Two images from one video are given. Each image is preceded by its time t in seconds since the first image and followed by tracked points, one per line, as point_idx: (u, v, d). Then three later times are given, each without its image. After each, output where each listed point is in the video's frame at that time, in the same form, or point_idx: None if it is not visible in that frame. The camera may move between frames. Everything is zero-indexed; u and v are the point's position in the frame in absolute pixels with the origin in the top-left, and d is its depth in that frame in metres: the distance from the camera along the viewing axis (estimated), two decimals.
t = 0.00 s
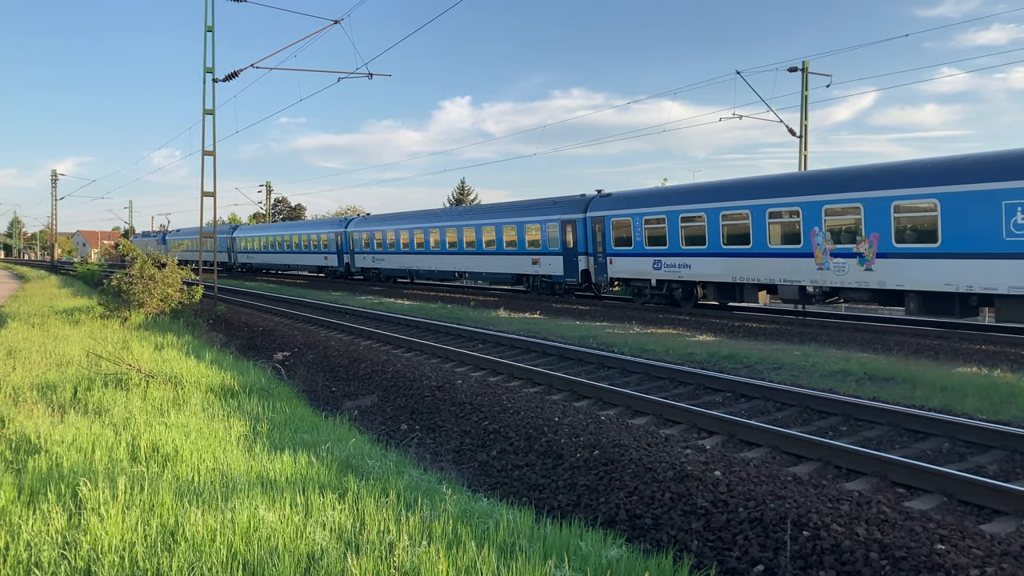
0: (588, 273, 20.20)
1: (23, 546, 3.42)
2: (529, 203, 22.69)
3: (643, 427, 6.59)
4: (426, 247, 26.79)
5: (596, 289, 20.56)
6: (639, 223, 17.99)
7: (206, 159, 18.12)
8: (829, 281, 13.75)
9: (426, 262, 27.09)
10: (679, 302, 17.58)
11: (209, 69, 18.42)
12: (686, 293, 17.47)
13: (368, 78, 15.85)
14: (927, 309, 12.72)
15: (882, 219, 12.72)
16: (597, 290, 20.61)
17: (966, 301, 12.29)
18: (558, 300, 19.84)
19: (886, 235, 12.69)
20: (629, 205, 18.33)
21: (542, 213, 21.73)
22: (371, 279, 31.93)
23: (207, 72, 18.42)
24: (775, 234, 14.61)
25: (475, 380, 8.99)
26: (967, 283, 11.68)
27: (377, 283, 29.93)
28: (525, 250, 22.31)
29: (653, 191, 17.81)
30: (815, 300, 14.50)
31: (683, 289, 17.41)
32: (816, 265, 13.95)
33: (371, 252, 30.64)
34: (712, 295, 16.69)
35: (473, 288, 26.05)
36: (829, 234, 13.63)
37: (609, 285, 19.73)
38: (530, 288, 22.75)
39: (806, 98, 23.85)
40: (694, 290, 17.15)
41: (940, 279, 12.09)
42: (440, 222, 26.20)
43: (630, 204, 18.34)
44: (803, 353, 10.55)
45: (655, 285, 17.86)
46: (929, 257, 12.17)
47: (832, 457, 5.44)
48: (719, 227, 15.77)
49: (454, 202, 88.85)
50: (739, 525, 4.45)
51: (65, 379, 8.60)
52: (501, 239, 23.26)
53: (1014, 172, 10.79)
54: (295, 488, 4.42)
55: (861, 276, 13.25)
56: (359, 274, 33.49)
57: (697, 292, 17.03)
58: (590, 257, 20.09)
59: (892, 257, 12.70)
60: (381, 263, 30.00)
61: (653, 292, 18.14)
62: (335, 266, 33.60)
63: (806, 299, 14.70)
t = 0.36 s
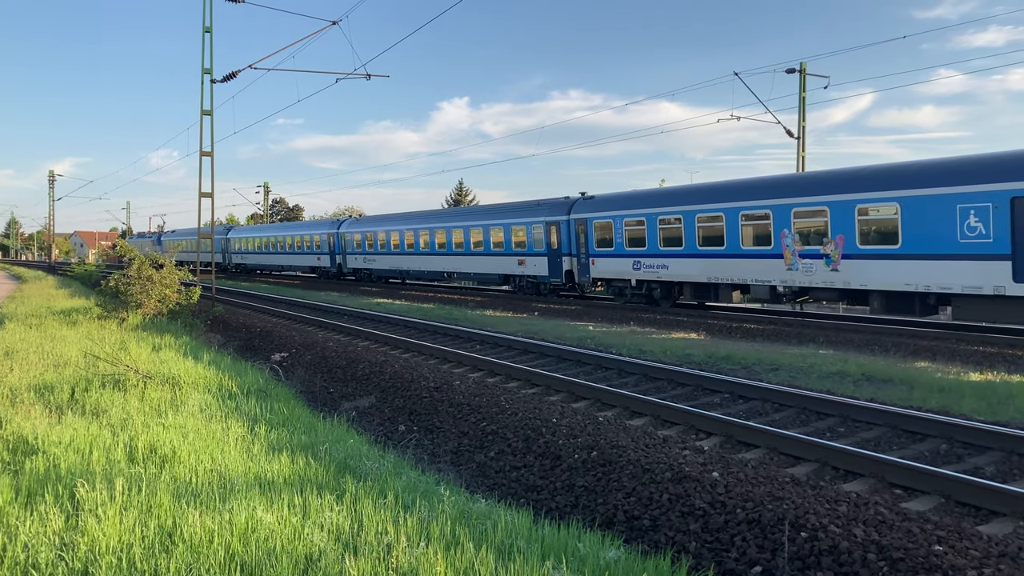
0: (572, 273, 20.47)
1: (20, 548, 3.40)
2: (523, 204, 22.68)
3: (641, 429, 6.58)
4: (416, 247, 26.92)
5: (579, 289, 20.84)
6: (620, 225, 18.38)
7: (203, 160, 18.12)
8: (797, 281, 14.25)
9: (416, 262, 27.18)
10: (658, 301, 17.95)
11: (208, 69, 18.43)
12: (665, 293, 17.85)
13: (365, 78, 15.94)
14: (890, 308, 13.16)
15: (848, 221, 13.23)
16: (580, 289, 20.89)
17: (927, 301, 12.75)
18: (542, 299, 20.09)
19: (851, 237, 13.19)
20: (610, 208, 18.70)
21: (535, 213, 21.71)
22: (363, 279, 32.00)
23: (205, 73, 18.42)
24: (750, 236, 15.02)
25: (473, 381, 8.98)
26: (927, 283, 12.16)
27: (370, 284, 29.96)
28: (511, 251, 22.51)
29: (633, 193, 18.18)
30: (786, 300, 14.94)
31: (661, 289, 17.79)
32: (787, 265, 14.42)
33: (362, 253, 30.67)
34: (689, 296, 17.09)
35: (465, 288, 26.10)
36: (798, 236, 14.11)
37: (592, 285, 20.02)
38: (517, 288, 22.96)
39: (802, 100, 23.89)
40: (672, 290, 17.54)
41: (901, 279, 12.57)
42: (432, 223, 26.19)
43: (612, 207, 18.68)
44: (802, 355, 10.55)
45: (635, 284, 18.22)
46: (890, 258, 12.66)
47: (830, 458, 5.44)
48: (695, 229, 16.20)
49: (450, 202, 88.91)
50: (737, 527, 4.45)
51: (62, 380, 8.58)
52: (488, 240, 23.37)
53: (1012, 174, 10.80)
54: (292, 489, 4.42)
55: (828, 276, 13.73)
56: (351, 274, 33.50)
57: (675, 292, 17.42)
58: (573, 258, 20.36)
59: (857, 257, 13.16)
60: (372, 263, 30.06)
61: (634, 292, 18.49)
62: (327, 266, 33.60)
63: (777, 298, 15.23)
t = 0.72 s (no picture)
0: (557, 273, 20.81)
1: (17, 548, 3.39)
2: (518, 204, 22.67)
3: (638, 429, 6.58)
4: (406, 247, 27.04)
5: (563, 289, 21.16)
6: (601, 226, 18.77)
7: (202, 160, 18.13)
8: (768, 280, 14.68)
9: (407, 262, 27.28)
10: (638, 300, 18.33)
11: (207, 69, 18.45)
12: (645, 292, 18.22)
13: (364, 78, 16.10)
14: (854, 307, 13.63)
15: (816, 223, 13.69)
16: (564, 289, 21.20)
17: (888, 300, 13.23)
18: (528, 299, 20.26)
19: (818, 238, 13.67)
20: (592, 209, 19.05)
21: (529, 213, 21.68)
22: (355, 279, 32.04)
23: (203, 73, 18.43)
24: (728, 237, 15.39)
25: (470, 381, 8.98)
26: (889, 282, 12.66)
27: (361, 283, 29.98)
28: (498, 251, 22.76)
29: (615, 196, 18.57)
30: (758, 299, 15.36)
31: (642, 288, 18.17)
32: (758, 266, 14.85)
33: (355, 253, 30.64)
34: (668, 295, 17.50)
35: (458, 288, 26.09)
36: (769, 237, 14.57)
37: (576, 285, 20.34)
38: (504, 288, 23.17)
39: (801, 101, 23.92)
40: (652, 289, 17.91)
41: (865, 278, 13.05)
42: (427, 223, 26.18)
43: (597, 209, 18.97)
44: (800, 355, 10.55)
45: (616, 284, 18.60)
46: (854, 258, 13.13)
47: (828, 458, 5.44)
48: (672, 230, 16.64)
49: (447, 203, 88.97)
50: (734, 527, 4.45)
51: (60, 380, 8.55)
52: (482, 240, 23.37)
53: (1011, 175, 10.84)
54: (290, 490, 4.41)
55: (797, 275, 14.18)
56: (344, 274, 33.47)
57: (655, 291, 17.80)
58: (559, 259, 20.69)
59: (825, 258, 13.62)
60: (364, 263, 30.06)
61: (614, 291, 18.87)
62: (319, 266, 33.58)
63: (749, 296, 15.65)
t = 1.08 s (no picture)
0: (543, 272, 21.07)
1: (16, 548, 3.39)
2: (513, 203, 22.67)
3: (637, 429, 6.58)
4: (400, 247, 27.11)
5: (549, 288, 21.47)
6: (585, 227, 19.13)
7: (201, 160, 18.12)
8: (742, 280, 15.14)
9: (399, 262, 27.46)
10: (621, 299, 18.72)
11: (206, 69, 18.48)
12: (626, 291, 18.65)
13: (364, 78, 16.23)
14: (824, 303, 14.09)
15: (786, 224, 14.16)
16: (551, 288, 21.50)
17: (855, 297, 13.72)
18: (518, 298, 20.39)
19: (789, 239, 14.13)
20: (579, 210, 19.29)
21: (524, 213, 21.63)
22: (349, 279, 32.06)
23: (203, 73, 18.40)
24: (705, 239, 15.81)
25: (469, 381, 8.98)
26: (854, 281, 13.14)
27: (353, 283, 29.99)
28: (487, 251, 23.00)
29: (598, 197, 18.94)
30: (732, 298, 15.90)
31: (624, 288, 18.57)
32: (733, 265, 15.30)
33: (350, 254, 30.65)
34: (648, 294, 17.96)
35: (453, 288, 26.10)
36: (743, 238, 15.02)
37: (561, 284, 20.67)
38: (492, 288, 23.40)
39: (801, 100, 23.91)
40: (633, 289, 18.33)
41: (833, 278, 13.52)
42: (423, 223, 26.18)
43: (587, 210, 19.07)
44: (799, 355, 10.54)
45: (599, 283, 18.96)
46: (823, 258, 13.61)
47: (827, 459, 5.44)
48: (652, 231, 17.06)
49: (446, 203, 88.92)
50: (734, 527, 4.45)
51: (59, 380, 8.54)
52: (480, 240, 23.28)
53: (1012, 175, 10.86)
54: (290, 490, 4.40)
55: (769, 275, 14.63)
56: (338, 274, 33.49)
57: (637, 290, 18.18)
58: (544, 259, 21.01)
59: (796, 258, 14.07)
60: (359, 263, 30.08)
61: (598, 290, 19.25)
62: (314, 266, 33.57)
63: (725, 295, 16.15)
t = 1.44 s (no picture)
0: (530, 273, 21.37)
1: (17, 548, 3.39)
2: (503, 205, 22.83)
3: (637, 429, 6.58)
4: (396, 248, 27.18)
5: (537, 288, 21.76)
6: (570, 228, 19.44)
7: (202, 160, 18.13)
8: (719, 280, 15.56)
9: (392, 262, 27.64)
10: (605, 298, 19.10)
11: (206, 69, 18.49)
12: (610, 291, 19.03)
13: (364, 79, 16.11)
14: (797, 302, 14.61)
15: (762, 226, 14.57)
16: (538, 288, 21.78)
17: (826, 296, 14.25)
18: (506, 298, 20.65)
19: (764, 240, 14.55)
20: (564, 212, 19.64)
21: (519, 213, 21.62)
22: (344, 279, 32.18)
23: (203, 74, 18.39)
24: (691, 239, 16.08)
25: (469, 381, 8.99)
26: (824, 281, 13.60)
27: (349, 283, 30.04)
28: (477, 251, 23.21)
29: (585, 199, 19.25)
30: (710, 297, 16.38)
31: (608, 287, 18.94)
32: (711, 266, 15.71)
33: (345, 254, 30.70)
34: (632, 293, 18.33)
35: (447, 287, 26.16)
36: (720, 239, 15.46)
37: (548, 284, 20.98)
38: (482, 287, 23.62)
39: (802, 101, 23.91)
40: (617, 289, 18.67)
41: (803, 277, 13.99)
42: (418, 223, 26.23)
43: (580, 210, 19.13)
44: (799, 356, 10.54)
45: (584, 283, 19.31)
46: (794, 259, 14.08)
47: (828, 459, 5.44)
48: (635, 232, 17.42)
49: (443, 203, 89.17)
50: (734, 528, 4.45)
51: (60, 380, 8.53)
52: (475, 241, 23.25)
53: (1013, 175, 10.84)
54: (291, 490, 4.40)
55: (744, 275, 15.05)
56: (334, 274, 33.56)
57: (620, 290, 18.56)
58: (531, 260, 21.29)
59: (771, 258, 14.48)
60: (353, 264, 30.17)
61: (582, 290, 19.60)
62: (309, 266, 33.63)
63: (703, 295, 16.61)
